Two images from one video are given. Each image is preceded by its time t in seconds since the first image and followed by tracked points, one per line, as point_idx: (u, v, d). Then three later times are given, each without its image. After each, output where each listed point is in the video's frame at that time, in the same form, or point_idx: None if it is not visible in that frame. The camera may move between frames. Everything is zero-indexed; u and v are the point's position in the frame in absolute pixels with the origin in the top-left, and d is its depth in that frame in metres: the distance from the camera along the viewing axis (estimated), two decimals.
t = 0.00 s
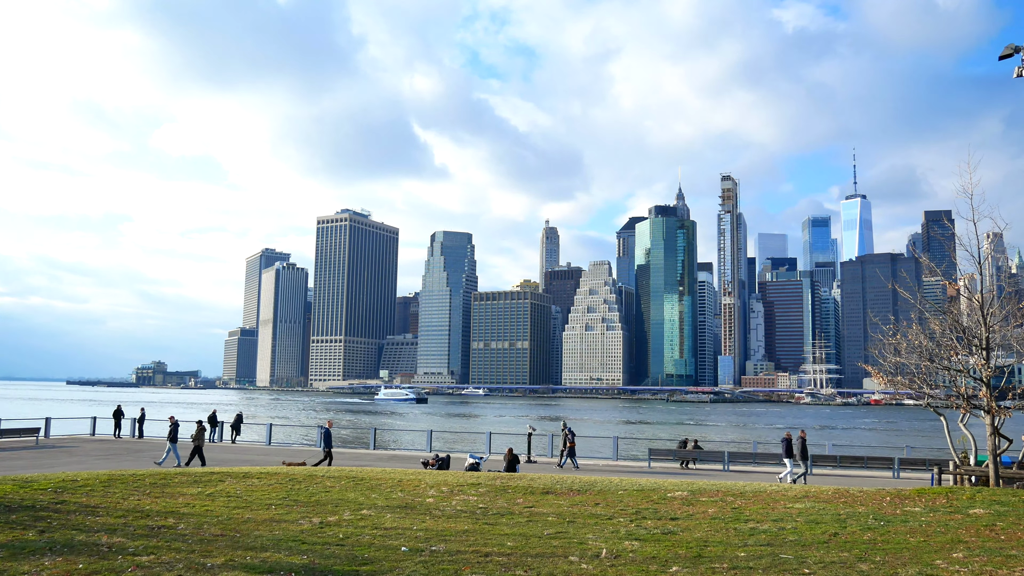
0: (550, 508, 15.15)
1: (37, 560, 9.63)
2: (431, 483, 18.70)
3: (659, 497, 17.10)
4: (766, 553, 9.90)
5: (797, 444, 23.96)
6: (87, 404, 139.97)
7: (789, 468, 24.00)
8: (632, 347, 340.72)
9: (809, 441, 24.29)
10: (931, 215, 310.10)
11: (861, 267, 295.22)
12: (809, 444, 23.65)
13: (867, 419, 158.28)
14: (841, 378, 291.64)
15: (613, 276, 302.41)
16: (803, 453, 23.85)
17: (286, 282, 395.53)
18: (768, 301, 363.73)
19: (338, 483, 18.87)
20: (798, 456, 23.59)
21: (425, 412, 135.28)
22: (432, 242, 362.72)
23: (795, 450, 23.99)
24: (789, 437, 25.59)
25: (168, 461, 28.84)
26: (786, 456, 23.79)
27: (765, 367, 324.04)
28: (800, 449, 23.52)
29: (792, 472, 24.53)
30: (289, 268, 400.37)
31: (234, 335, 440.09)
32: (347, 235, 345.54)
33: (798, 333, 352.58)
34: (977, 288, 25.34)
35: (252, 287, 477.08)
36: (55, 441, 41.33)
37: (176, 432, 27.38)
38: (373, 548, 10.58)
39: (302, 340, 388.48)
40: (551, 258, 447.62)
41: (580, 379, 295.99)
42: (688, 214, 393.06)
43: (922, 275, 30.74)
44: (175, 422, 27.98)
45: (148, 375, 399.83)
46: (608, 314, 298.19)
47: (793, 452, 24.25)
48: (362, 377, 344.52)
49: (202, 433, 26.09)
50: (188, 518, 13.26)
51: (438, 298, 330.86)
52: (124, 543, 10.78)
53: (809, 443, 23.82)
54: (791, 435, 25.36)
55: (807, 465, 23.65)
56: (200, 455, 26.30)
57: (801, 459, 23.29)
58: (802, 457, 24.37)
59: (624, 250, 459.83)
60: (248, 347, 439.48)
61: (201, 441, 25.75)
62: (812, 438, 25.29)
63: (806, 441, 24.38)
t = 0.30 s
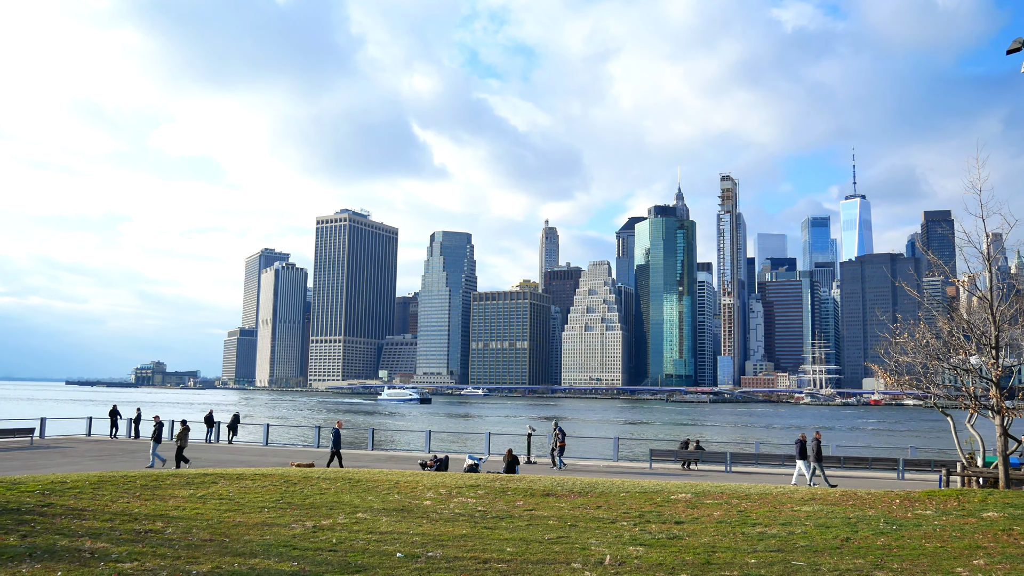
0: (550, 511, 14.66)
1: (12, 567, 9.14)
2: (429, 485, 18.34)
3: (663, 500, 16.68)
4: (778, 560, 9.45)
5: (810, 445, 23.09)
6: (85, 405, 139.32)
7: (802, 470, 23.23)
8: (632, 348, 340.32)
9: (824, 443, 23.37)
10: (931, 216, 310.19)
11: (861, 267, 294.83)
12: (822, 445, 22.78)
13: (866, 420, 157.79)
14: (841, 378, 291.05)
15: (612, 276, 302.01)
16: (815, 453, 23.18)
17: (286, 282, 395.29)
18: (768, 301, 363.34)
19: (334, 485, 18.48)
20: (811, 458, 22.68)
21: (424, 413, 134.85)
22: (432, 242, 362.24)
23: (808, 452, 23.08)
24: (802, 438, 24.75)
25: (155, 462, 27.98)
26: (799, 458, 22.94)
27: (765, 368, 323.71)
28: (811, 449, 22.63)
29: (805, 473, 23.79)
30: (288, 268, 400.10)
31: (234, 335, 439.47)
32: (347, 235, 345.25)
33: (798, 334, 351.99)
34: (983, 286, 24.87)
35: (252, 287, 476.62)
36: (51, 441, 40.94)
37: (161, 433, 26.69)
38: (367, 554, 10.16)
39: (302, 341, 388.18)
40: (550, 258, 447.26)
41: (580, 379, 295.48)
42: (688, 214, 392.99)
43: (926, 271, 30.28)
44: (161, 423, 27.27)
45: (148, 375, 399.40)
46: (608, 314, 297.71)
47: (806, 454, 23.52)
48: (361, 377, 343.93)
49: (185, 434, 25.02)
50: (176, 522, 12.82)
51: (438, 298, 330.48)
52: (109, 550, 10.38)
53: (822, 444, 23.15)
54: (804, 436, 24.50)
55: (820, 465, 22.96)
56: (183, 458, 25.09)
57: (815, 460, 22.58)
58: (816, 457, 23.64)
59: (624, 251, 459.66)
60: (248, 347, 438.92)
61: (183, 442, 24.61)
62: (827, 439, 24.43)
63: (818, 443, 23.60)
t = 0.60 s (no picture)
0: (552, 513, 14.24)
1: None
2: (428, 486, 17.90)
3: (669, 501, 16.27)
4: (793, 564, 9.07)
5: (826, 446, 22.43)
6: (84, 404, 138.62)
7: (818, 471, 22.63)
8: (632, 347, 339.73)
9: (843, 444, 22.67)
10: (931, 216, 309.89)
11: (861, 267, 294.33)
12: (840, 445, 22.08)
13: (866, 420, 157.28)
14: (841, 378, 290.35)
15: (612, 276, 301.47)
16: (833, 454, 22.37)
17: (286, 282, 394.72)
18: (768, 301, 362.89)
19: (330, 485, 18.07)
20: (828, 458, 21.98)
21: (424, 412, 134.26)
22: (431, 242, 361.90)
23: (824, 454, 22.44)
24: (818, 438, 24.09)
25: (144, 462, 27.34)
26: (815, 460, 22.23)
27: (765, 367, 323.13)
28: (828, 449, 21.89)
29: (821, 475, 23.00)
30: (288, 268, 399.53)
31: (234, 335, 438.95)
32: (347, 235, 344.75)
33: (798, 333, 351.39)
34: (994, 284, 24.57)
35: (252, 287, 476.00)
36: (46, 440, 40.39)
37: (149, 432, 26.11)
38: (363, 558, 9.71)
39: (302, 341, 387.69)
40: (550, 258, 446.73)
41: (580, 379, 295.00)
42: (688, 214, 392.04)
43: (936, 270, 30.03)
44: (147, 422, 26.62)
45: (148, 375, 398.92)
46: (608, 314, 297.21)
47: (824, 455, 22.66)
48: (361, 377, 343.40)
49: (171, 432, 24.27)
50: (166, 523, 12.37)
51: (438, 299, 329.57)
52: (92, 554, 9.91)
53: (840, 444, 22.39)
54: (820, 436, 23.84)
55: (838, 466, 22.11)
56: (170, 457, 24.44)
57: (834, 460, 21.78)
58: (832, 458, 22.82)
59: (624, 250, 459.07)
60: (248, 347, 438.27)
61: (169, 440, 23.88)
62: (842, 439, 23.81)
63: (835, 444, 22.85)
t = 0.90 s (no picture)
0: (553, 515, 13.87)
1: None
2: (426, 487, 17.46)
3: (673, 502, 15.87)
4: (805, 573, 8.75)
5: (842, 445, 21.74)
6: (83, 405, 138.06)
7: (833, 471, 21.76)
8: (632, 347, 339.31)
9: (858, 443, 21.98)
10: (931, 216, 310.12)
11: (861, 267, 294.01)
12: (856, 444, 21.40)
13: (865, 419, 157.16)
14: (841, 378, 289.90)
15: (612, 276, 301.14)
16: (849, 453, 21.63)
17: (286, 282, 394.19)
18: (768, 301, 362.58)
19: (326, 486, 17.72)
20: (844, 458, 21.25)
21: (424, 412, 133.95)
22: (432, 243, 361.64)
23: (839, 453, 21.75)
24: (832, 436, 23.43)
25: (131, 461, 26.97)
26: (830, 459, 21.53)
27: (765, 367, 322.79)
28: (844, 449, 21.16)
29: (836, 476, 22.26)
30: (288, 268, 399.08)
31: (234, 335, 438.58)
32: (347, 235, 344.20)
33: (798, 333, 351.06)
34: (1004, 282, 23.99)
35: (252, 287, 475.59)
36: (41, 440, 40.02)
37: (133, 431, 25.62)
38: (356, 563, 9.34)
39: (302, 341, 387.41)
40: (550, 258, 446.46)
41: (580, 378, 294.73)
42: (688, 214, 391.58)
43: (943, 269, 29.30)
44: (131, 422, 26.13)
45: (148, 375, 398.61)
46: (608, 314, 296.94)
47: (838, 454, 21.93)
48: (362, 377, 343.15)
49: (155, 433, 23.93)
50: (154, 526, 11.99)
51: (438, 299, 328.78)
52: (75, 558, 9.53)
53: (857, 443, 21.62)
54: (833, 435, 23.22)
55: (854, 466, 21.39)
56: (153, 458, 24.03)
57: (849, 461, 21.06)
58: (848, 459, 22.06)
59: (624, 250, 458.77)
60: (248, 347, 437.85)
61: (151, 442, 23.51)
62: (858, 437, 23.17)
63: (850, 443, 22.09)
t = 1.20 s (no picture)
0: (554, 518, 13.42)
1: None
2: (425, 489, 17.04)
3: (677, 506, 15.44)
4: None
5: (859, 447, 21.02)
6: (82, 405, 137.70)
7: (851, 473, 20.96)
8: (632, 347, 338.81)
9: (875, 444, 21.26)
10: (932, 216, 309.48)
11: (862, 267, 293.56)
12: (873, 446, 20.68)
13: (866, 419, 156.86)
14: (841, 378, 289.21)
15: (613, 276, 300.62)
16: (867, 456, 20.87)
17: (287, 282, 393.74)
18: (769, 300, 362.06)
19: (322, 488, 17.35)
20: (863, 461, 20.49)
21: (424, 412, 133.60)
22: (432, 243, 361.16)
23: (858, 455, 21.01)
24: (850, 437, 22.67)
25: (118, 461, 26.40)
26: (848, 461, 20.77)
27: (765, 367, 322.40)
28: (863, 452, 20.37)
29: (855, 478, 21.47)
30: (289, 267, 398.46)
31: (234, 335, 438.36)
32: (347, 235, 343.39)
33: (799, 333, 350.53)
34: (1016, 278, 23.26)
35: (252, 287, 475.15)
36: (37, 441, 39.63)
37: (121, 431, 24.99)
38: (349, 571, 8.94)
39: (303, 341, 387.14)
40: (551, 258, 446.15)
41: (580, 378, 294.42)
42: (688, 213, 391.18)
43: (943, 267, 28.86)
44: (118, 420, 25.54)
45: (149, 375, 398.36)
46: (608, 314, 296.53)
47: (855, 457, 21.18)
48: (362, 377, 342.85)
49: (140, 433, 23.32)
50: (141, 531, 11.55)
51: (438, 299, 327.70)
52: (53, 565, 9.08)
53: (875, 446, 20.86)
54: (851, 436, 22.46)
55: (873, 469, 20.60)
56: (138, 459, 23.45)
57: (868, 463, 20.32)
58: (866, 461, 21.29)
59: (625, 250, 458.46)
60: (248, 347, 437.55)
61: (136, 442, 22.91)
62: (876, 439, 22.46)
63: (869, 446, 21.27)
